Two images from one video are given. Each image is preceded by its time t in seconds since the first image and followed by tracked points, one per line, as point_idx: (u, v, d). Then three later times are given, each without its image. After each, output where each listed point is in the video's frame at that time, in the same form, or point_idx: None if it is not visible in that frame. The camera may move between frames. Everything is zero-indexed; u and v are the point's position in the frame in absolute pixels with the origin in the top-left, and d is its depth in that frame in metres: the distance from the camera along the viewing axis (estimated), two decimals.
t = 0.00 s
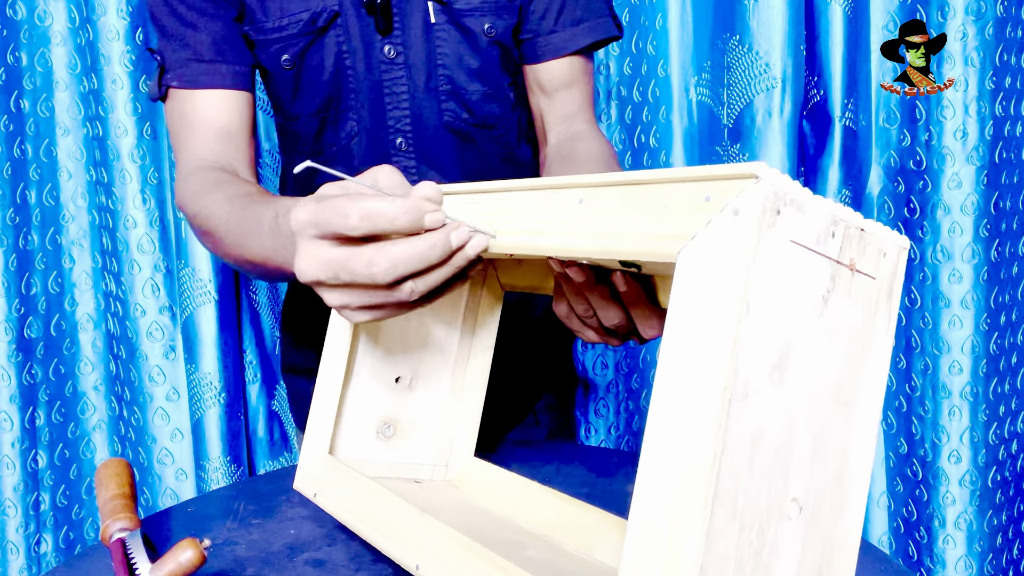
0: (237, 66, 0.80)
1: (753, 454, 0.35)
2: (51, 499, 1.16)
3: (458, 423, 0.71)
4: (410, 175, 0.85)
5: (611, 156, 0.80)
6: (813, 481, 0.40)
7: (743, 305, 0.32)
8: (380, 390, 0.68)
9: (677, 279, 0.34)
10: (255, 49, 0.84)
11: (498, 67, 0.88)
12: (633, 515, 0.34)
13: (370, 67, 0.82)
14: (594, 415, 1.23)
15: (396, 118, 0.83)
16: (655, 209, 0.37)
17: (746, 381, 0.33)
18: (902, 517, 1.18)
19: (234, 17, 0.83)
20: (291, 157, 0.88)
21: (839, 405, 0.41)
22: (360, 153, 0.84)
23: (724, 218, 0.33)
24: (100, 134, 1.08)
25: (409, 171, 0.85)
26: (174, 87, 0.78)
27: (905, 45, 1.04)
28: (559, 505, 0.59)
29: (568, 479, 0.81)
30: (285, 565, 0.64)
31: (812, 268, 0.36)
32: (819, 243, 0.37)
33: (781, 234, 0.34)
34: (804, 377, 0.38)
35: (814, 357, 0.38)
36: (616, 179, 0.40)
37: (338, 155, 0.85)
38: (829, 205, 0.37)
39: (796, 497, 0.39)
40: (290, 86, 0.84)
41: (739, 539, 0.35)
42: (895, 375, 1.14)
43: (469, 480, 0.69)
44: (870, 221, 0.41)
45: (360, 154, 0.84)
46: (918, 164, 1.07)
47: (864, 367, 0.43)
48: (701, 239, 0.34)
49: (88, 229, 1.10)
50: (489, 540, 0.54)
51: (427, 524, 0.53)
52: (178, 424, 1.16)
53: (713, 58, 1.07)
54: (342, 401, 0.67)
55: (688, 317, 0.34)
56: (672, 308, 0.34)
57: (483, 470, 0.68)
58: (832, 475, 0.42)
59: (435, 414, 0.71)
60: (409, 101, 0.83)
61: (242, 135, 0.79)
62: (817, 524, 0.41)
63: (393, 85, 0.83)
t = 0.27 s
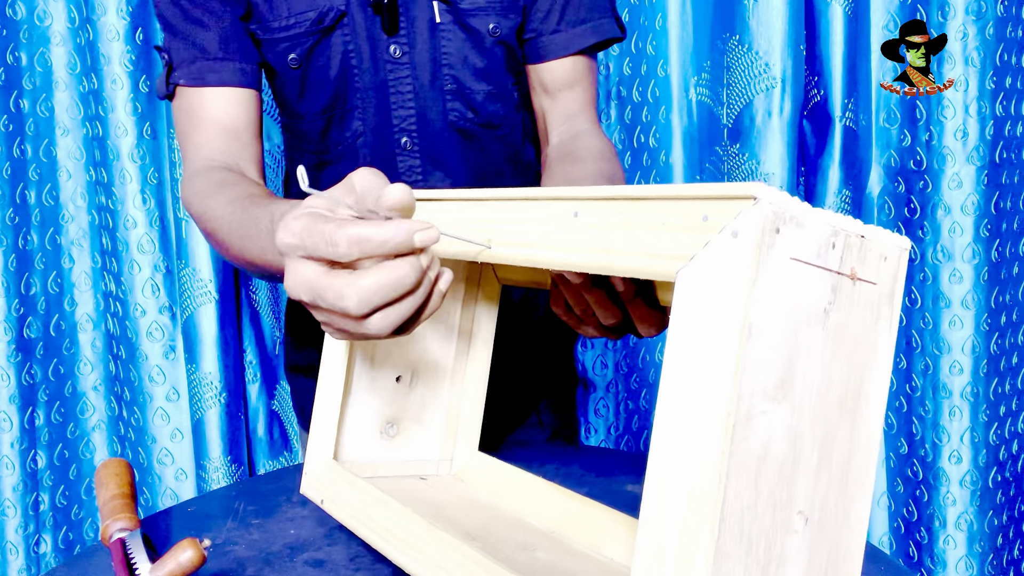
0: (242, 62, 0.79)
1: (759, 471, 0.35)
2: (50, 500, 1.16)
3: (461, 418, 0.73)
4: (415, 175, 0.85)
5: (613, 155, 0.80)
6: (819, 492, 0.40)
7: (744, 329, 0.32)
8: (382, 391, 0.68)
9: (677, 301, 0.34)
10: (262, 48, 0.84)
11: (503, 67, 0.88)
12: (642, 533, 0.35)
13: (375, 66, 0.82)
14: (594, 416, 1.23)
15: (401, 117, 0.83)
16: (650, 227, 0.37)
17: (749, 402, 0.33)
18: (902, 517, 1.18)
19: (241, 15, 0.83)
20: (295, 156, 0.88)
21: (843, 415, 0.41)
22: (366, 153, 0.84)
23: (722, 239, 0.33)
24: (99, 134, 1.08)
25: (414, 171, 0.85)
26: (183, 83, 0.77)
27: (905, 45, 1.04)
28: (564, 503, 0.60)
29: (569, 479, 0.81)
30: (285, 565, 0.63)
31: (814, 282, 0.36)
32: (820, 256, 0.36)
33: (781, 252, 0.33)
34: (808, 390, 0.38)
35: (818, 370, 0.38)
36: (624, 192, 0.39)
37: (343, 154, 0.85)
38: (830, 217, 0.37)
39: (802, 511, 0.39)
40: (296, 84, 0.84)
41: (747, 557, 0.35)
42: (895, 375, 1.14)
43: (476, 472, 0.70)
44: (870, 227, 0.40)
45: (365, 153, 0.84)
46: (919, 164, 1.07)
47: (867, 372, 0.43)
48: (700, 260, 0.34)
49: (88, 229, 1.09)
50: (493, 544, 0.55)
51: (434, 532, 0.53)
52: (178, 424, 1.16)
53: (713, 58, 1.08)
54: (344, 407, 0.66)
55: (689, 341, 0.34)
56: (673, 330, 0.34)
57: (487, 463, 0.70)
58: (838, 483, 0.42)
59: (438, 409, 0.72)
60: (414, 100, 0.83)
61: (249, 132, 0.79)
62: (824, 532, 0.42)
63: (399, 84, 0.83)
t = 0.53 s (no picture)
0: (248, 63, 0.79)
1: (751, 487, 0.35)
2: (50, 499, 1.16)
3: (460, 413, 0.73)
4: (417, 175, 0.85)
5: (614, 155, 0.80)
6: (812, 506, 0.40)
7: (738, 349, 0.32)
8: (380, 388, 0.69)
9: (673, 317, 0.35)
10: (265, 47, 0.83)
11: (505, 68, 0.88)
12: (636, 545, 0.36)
13: (379, 66, 0.83)
14: (594, 415, 1.23)
15: (404, 117, 0.84)
16: (644, 243, 0.37)
17: (742, 420, 0.34)
18: (902, 517, 1.18)
19: (244, 15, 0.83)
20: (297, 156, 0.87)
21: (838, 429, 0.41)
22: (368, 153, 0.84)
23: (719, 258, 0.33)
24: (100, 134, 1.08)
25: (416, 171, 0.85)
26: (187, 83, 0.78)
27: (906, 44, 1.04)
28: (560, 500, 0.60)
29: (569, 479, 0.81)
30: (285, 565, 0.63)
31: (809, 299, 0.36)
32: (815, 272, 0.36)
33: (775, 271, 0.33)
34: (802, 406, 0.38)
35: (813, 385, 0.38)
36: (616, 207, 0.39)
37: (345, 154, 0.85)
38: (826, 233, 0.37)
39: (795, 523, 0.39)
40: (298, 84, 0.84)
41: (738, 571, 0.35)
42: (895, 375, 1.14)
43: (474, 470, 0.70)
44: (867, 241, 0.40)
45: (368, 154, 0.84)
46: (919, 164, 1.07)
47: (863, 385, 0.42)
48: (696, 277, 0.34)
49: (89, 229, 1.10)
50: (490, 542, 0.55)
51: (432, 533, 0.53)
52: (178, 424, 1.16)
53: (713, 58, 1.08)
54: (342, 403, 0.67)
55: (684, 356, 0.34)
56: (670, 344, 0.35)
57: (484, 458, 0.70)
58: (832, 496, 0.42)
59: (437, 404, 0.73)
60: (417, 100, 0.83)
61: (251, 132, 0.79)
62: (817, 546, 0.42)
63: (402, 85, 0.83)
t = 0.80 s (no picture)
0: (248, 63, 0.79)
1: (748, 467, 0.35)
2: (52, 499, 1.16)
3: (461, 410, 0.73)
4: (418, 175, 0.86)
5: (614, 155, 0.80)
6: (809, 489, 0.40)
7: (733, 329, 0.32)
8: (382, 385, 0.69)
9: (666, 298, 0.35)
10: (266, 48, 0.84)
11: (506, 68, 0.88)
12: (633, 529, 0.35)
13: (380, 67, 0.83)
14: (594, 415, 1.23)
15: (405, 118, 0.84)
16: (641, 225, 0.37)
17: (739, 400, 0.33)
18: (902, 517, 1.18)
19: (246, 15, 0.83)
20: (299, 155, 0.88)
21: (833, 411, 0.41)
22: (369, 153, 0.84)
23: (711, 239, 0.33)
24: (101, 134, 1.08)
25: (416, 170, 0.85)
26: (185, 83, 0.78)
27: (906, 44, 1.04)
28: (559, 495, 0.60)
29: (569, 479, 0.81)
30: (285, 565, 0.63)
31: (803, 278, 0.36)
32: (809, 253, 0.36)
33: (770, 251, 0.33)
34: (798, 387, 0.38)
35: (808, 366, 0.38)
36: (612, 191, 0.39)
37: (346, 154, 0.85)
38: (820, 215, 0.37)
39: (793, 506, 0.39)
40: (299, 83, 0.84)
41: (737, 553, 0.35)
42: (896, 375, 1.14)
43: (477, 467, 0.70)
44: (859, 223, 0.40)
45: (369, 154, 0.84)
46: (919, 164, 1.07)
47: (856, 366, 0.42)
48: (689, 259, 0.34)
49: (90, 229, 1.10)
50: (490, 538, 0.55)
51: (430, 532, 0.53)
52: (179, 423, 1.17)
53: (713, 58, 1.07)
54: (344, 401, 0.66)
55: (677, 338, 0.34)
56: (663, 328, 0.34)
57: (486, 455, 0.70)
58: (827, 478, 0.42)
59: (437, 402, 0.73)
60: (418, 100, 0.84)
61: (251, 131, 0.80)
62: (814, 528, 0.41)
63: (403, 85, 0.83)
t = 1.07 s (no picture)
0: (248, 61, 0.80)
1: (750, 448, 0.35)
2: (53, 498, 1.16)
3: (467, 407, 0.73)
4: (418, 173, 0.86)
5: (615, 154, 0.80)
6: (813, 471, 0.40)
7: (731, 311, 0.32)
8: (389, 383, 0.69)
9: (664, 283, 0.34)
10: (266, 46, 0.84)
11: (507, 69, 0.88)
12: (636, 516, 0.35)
13: (380, 66, 0.82)
14: (594, 415, 1.23)
15: (406, 117, 0.83)
16: (636, 213, 0.37)
17: (738, 381, 0.33)
18: (902, 517, 1.18)
19: (246, 14, 0.83)
20: (299, 153, 0.89)
21: (837, 391, 0.41)
22: (369, 153, 0.85)
23: (706, 223, 0.33)
24: (102, 134, 1.08)
25: (417, 169, 0.85)
26: (184, 79, 0.78)
27: (905, 45, 1.04)
28: (565, 486, 0.60)
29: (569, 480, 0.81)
30: (285, 565, 0.64)
31: (801, 260, 0.36)
32: (806, 235, 0.36)
33: (766, 233, 0.33)
34: (800, 367, 0.38)
35: (810, 347, 0.38)
36: (606, 180, 0.39)
37: (347, 153, 0.86)
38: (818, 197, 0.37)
39: (797, 488, 0.39)
40: (299, 82, 0.84)
41: (741, 535, 0.35)
42: (896, 375, 1.14)
43: (482, 465, 0.71)
44: (858, 206, 0.40)
45: (369, 154, 0.85)
46: (919, 164, 1.07)
47: (858, 349, 0.42)
48: (686, 243, 0.34)
49: (90, 229, 1.10)
50: (498, 531, 0.55)
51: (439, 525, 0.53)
52: (180, 423, 1.17)
53: (713, 58, 1.07)
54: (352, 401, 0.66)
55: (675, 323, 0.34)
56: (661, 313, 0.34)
57: (493, 451, 0.71)
58: (833, 460, 0.42)
59: (443, 399, 0.74)
60: (419, 100, 0.83)
61: (246, 129, 0.80)
62: (820, 510, 0.41)
63: (404, 85, 0.83)
